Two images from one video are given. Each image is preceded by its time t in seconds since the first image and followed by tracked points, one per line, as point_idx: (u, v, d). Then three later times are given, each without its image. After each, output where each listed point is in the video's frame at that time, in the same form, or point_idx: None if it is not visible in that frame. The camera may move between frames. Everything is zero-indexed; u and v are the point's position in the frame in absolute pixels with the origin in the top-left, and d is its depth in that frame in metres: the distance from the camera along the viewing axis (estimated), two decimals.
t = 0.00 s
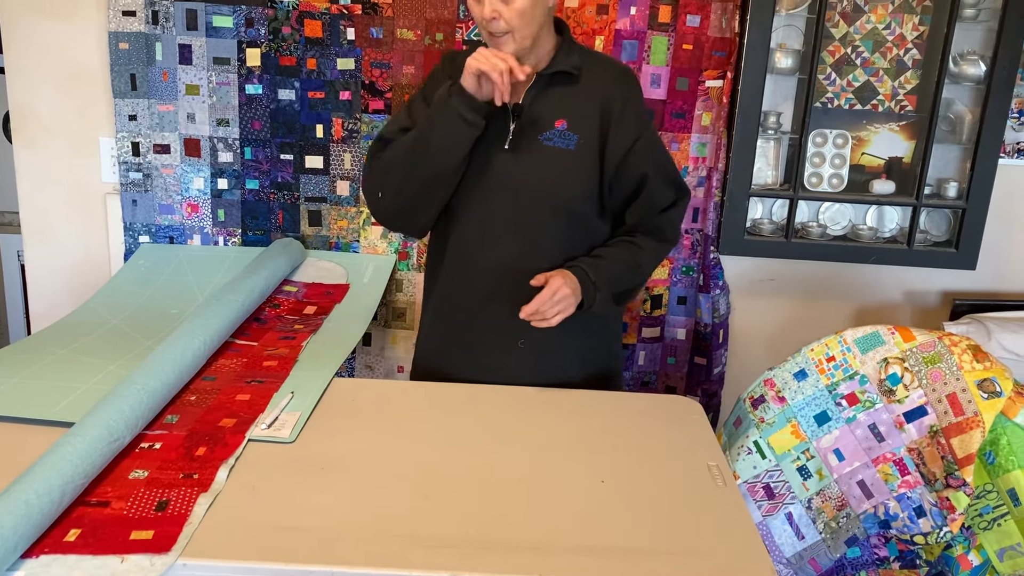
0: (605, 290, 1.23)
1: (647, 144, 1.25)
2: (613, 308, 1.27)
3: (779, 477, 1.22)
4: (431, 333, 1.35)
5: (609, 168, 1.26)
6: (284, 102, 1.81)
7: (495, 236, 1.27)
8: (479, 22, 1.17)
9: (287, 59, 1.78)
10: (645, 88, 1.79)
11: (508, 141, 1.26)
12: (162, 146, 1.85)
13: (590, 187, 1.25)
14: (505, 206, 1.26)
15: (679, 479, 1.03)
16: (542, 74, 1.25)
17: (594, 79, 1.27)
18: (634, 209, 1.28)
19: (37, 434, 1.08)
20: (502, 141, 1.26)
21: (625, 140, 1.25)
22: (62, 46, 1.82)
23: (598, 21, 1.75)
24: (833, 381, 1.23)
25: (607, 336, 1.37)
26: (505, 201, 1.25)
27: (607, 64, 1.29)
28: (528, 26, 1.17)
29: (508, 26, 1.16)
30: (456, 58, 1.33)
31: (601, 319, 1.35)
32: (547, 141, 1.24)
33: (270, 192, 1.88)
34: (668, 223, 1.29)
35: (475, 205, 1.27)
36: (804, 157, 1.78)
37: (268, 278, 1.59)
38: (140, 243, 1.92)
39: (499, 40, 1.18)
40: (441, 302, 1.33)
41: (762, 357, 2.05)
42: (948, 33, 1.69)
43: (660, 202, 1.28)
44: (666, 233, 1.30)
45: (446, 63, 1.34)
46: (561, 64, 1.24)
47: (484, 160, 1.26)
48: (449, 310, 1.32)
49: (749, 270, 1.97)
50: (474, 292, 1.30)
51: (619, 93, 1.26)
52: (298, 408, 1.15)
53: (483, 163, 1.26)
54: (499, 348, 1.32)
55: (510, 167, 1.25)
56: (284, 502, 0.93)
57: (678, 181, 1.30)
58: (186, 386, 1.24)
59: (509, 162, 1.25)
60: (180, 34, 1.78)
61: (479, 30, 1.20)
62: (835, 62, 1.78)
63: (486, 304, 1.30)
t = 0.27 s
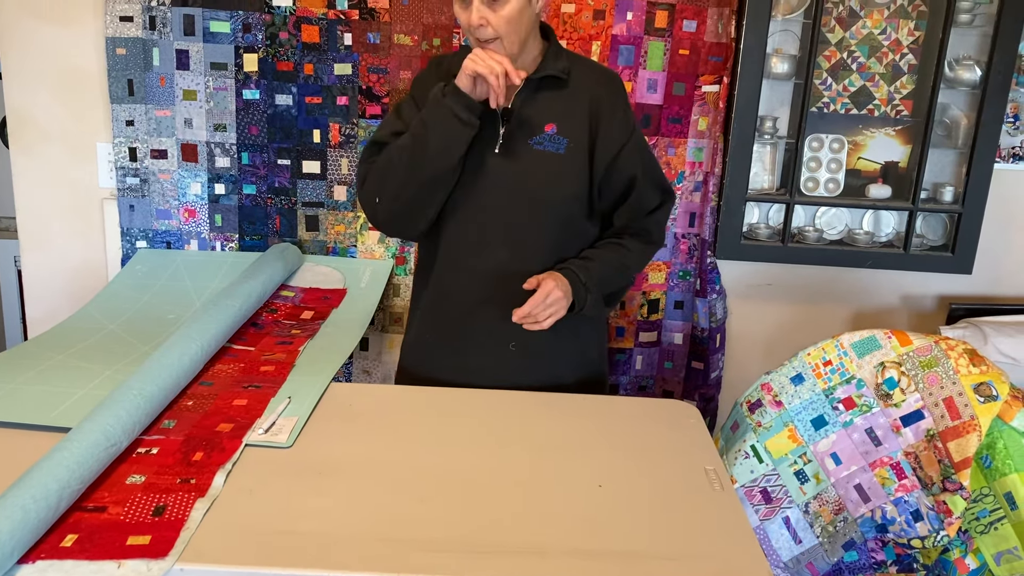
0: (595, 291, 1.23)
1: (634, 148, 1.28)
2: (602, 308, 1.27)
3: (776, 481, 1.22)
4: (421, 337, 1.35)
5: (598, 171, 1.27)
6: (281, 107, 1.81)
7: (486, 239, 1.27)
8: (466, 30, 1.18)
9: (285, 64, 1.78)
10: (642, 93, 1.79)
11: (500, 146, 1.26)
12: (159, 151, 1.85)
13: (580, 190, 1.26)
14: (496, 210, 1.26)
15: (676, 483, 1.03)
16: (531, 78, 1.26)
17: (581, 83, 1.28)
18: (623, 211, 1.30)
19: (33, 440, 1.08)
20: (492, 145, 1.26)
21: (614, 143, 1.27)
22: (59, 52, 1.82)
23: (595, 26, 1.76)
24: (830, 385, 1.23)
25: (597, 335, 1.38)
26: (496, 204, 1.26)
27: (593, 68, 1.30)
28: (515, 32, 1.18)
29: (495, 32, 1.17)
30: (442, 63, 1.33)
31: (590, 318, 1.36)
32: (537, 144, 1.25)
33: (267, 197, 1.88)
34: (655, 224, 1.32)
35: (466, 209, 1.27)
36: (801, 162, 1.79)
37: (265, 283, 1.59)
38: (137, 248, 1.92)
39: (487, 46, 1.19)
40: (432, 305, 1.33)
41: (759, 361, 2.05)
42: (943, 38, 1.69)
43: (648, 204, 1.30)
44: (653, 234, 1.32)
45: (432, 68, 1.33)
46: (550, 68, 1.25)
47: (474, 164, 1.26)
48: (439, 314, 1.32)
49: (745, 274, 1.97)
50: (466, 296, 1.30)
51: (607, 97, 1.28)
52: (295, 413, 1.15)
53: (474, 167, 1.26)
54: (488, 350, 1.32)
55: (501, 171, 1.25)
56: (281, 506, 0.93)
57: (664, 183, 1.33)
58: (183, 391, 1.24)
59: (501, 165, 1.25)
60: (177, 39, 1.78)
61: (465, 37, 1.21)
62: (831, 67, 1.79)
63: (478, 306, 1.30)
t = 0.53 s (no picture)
0: (588, 296, 1.23)
1: (626, 155, 1.27)
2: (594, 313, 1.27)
3: (773, 487, 1.22)
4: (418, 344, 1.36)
5: (590, 178, 1.27)
6: (278, 114, 1.81)
7: (479, 248, 1.27)
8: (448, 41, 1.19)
9: (282, 71, 1.79)
10: (638, 100, 1.80)
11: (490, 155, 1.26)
12: (156, 158, 1.85)
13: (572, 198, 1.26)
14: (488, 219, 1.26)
15: (673, 490, 1.02)
16: (521, 88, 1.25)
17: (573, 91, 1.27)
18: (615, 218, 1.30)
19: (29, 447, 1.08)
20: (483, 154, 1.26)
21: (606, 151, 1.27)
22: (57, 59, 1.83)
23: (591, 34, 1.76)
24: (826, 391, 1.23)
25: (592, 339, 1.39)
26: (489, 213, 1.26)
27: (585, 74, 1.30)
28: (495, 44, 1.18)
29: (474, 44, 1.17)
30: (433, 73, 1.33)
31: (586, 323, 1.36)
32: (529, 153, 1.25)
33: (264, 204, 1.88)
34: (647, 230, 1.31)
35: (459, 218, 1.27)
36: (797, 169, 1.79)
37: (262, 290, 1.59)
38: (133, 255, 1.92)
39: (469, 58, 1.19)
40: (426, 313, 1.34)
41: (755, 367, 2.06)
42: (938, 45, 1.70)
43: (639, 210, 1.30)
44: (645, 240, 1.32)
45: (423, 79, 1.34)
46: (540, 78, 1.25)
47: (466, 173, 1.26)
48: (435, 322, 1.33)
49: (742, 280, 1.97)
50: (459, 304, 1.31)
51: (599, 104, 1.27)
52: (292, 420, 1.15)
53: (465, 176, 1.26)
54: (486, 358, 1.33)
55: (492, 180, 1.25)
56: (277, 514, 0.92)
57: (656, 189, 1.33)
58: (179, 398, 1.23)
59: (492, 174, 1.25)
60: (174, 46, 1.78)
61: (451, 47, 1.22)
62: (827, 74, 1.80)
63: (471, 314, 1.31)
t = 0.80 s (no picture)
0: (582, 306, 1.23)
1: (621, 167, 1.27)
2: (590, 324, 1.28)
3: (769, 496, 1.22)
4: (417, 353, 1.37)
5: (585, 191, 1.27)
6: (275, 123, 1.82)
7: (474, 259, 1.28)
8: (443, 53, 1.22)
9: (278, 81, 1.79)
10: (633, 109, 1.81)
11: (485, 168, 1.26)
12: (152, 168, 1.86)
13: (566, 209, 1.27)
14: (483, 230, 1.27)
15: (669, 498, 1.02)
16: (516, 101, 1.26)
17: (568, 103, 1.27)
18: (610, 229, 1.30)
19: (24, 457, 1.07)
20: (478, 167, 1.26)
21: (601, 163, 1.27)
22: (54, 69, 1.83)
23: (586, 44, 1.77)
24: (822, 400, 1.23)
25: (589, 349, 1.40)
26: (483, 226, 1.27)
27: (582, 86, 1.29)
28: (485, 57, 1.20)
29: (464, 56, 1.19)
30: (431, 87, 1.34)
31: (581, 333, 1.36)
32: (524, 165, 1.25)
33: (261, 213, 1.88)
34: (641, 239, 1.31)
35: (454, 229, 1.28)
36: (791, 178, 1.80)
37: (258, 299, 1.59)
38: (130, 264, 1.92)
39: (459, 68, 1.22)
40: (425, 323, 1.36)
41: (751, 376, 2.06)
42: (931, 55, 1.71)
43: (635, 222, 1.30)
44: (640, 251, 1.32)
45: (421, 92, 1.35)
46: (534, 91, 1.25)
47: (460, 185, 1.27)
48: (434, 331, 1.35)
49: (737, 289, 1.98)
50: (456, 314, 1.32)
51: (594, 117, 1.27)
52: (288, 429, 1.15)
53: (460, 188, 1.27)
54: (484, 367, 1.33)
55: (487, 192, 1.26)
56: (272, 523, 0.92)
57: (652, 200, 1.32)
58: (176, 407, 1.23)
59: (486, 187, 1.26)
60: (171, 56, 1.78)
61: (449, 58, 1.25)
62: (821, 83, 1.81)
63: (467, 324, 1.32)
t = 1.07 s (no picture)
0: (569, 316, 1.23)
1: (607, 175, 1.27)
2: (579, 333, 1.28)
3: (765, 506, 1.22)
4: (412, 363, 1.39)
5: (572, 200, 1.27)
6: (271, 134, 1.82)
7: (464, 270, 1.29)
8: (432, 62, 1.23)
9: (275, 92, 1.79)
10: (629, 120, 1.81)
11: (471, 179, 1.27)
12: (148, 179, 1.86)
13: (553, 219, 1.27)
14: (471, 241, 1.27)
15: (666, 509, 1.02)
16: (502, 112, 1.27)
17: (553, 113, 1.28)
18: (598, 238, 1.30)
19: (18, 469, 1.07)
20: (465, 178, 1.27)
21: (586, 172, 1.27)
22: (51, 81, 1.84)
23: (582, 55, 1.78)
24: (817, 409, 1.23)
25: (581, 359, 1.40)
26: (470, 237, 1.27)
27: (567, 96, 1.30)
28: (475, 67, 1.21)
29: (454, 66, 1.20)
30: (419, 100, 1.36)
31: (573, 344, 1.37)
32: (508, 175, 1.26)
33: (257, 224, 1.88)
34: (631, 249, 1.31)
35: (443, 240, 1.28)
36: (786, 188, 1.81)
37: (254, 309, 1.58)
38: (126, 275, 1.92)
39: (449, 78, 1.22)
40: (417, 334, 1.37)
41: (747, 386, 2.06)
42: (925, 66, 1.72)
43: (623, 230, 1.30)
44: (629, 259, 1.31)
45: (409, 106, 1.36)
46: (519, 102, 1.26)
47: (447, 196, 1.27)
48: (426, 342, 1.36)
49: (733, 299, 1.98)
50: (448, 324, 1.33)
51: (580, 126, 1.28)
52: (283, 439, 1.14)
53: (447, 199, 1.27)
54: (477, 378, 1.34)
55: (474, 203, 1.26)
56: (268, 535, 0.92)
57: (640, 208, 1.32)
58: (171, 418, 1.23)
59: (473, 198, 1.26)
60: (167, 67, 1.79)
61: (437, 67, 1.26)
62: (816, 94, 1.82)
63: (460, 334, 1.33)
